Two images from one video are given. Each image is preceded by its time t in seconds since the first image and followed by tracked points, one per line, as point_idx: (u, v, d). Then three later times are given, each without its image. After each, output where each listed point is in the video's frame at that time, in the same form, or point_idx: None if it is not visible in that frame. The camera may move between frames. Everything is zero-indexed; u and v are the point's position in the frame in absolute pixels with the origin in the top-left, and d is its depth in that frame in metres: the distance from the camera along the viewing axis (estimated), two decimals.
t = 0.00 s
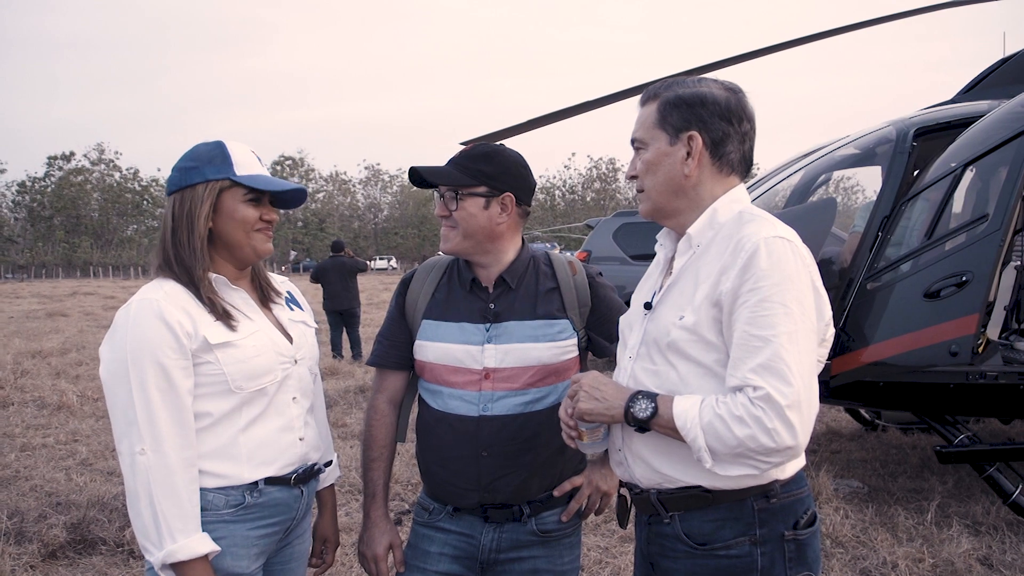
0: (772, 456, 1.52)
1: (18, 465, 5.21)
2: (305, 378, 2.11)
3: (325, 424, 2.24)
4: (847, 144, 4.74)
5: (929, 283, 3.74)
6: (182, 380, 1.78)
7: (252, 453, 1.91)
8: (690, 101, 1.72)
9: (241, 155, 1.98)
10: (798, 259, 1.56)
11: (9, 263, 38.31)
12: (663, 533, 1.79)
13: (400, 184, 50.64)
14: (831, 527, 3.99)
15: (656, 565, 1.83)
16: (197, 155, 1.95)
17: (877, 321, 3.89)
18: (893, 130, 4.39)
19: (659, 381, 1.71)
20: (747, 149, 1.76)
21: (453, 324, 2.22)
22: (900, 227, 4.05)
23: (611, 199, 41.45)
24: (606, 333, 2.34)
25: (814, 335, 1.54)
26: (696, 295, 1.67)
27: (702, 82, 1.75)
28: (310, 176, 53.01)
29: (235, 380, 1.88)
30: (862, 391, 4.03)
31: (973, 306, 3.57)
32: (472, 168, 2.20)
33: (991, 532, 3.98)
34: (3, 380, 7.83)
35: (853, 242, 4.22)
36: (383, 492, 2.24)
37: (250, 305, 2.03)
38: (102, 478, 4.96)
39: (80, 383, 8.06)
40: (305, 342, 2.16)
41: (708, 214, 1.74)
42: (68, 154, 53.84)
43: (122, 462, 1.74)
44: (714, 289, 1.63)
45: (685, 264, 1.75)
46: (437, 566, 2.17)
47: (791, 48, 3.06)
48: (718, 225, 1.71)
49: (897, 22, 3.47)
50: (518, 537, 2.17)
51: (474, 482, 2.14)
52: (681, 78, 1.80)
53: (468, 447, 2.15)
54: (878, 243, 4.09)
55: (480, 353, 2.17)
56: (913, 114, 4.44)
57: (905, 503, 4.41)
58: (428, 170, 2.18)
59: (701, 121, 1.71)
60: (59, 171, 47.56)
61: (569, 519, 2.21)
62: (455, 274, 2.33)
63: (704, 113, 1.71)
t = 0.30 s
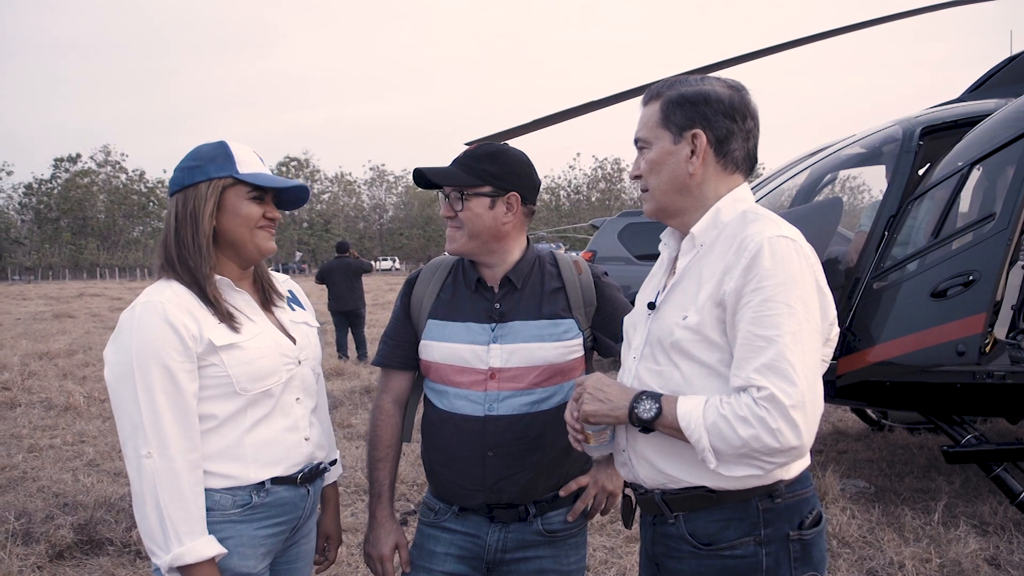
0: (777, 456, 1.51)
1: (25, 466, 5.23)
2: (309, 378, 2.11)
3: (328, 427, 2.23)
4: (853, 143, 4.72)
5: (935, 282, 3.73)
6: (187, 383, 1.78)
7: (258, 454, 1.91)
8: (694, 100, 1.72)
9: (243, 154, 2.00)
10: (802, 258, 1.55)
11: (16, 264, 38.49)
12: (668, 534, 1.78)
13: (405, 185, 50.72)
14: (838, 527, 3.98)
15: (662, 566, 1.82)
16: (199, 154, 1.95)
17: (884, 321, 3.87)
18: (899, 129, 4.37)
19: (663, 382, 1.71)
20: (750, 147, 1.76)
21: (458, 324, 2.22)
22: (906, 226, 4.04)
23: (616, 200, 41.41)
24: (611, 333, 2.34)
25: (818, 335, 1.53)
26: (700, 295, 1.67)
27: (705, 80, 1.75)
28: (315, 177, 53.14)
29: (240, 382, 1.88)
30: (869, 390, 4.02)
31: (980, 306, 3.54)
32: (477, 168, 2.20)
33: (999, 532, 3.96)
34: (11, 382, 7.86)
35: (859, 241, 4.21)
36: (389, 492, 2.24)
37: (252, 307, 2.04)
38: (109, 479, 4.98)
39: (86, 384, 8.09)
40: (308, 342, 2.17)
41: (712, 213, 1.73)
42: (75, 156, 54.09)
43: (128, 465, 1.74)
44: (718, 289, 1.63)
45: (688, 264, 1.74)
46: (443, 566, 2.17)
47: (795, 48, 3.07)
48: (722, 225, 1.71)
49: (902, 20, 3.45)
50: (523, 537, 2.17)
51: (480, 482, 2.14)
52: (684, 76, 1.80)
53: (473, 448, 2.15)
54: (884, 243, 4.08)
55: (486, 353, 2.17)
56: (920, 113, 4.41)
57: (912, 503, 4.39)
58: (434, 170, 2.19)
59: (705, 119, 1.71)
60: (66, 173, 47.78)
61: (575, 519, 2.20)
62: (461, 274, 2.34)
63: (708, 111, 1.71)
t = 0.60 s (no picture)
0: (783, 460, 1.50)
1: (33, 466, 5.25)
2: (313, 378, 2.11)
3: (333, 426, 2.23)
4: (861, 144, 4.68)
5: (944, 284, 3.70)
6: (188, 385, 1.78)
7: (262, 454, 1.91)
8: (700, 101, 1.71)
9: (248, 159, 1.99)
10: (807, 260, 1.54)
11: (26, 265, 38.72)
12: (674, 538, 1.77)
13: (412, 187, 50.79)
14: (846, 530, 3.95)
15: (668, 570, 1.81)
16: (204, 156, 1.96)
17: (893, 323, 3.85)
18: (908, 129, 4.34)
19: (668, 384, 1.70)
20: (757, 149, 1.74)
21: (465, 325, 2.21)
22: (915, 227, 4.01)
23: (623, 201, 41.34)
24: (617, 335, 2.33)
25: (825, 337, 1.52)
26: (704, 297, 1.66)
27: (711, 81, 1.74)
28: (322, 179, 53.33)
29: (244, 382, 1.88)
30: (877, 393, 4.00)
31: (990, 308, 3.50)
32: (484, 170, 2.20)
33: (1009, 536, 3.93)
34: (19, 382, 7.90)
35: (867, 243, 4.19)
36: (395, 494, 2.24)
37: (253, 307, 2.03)
38: (117, 479, 5.00)
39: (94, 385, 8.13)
40: (312, 343, 2.17)
41: (717, 215, 1.72)
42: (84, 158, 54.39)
43: (133, 469, 1.74)
44: (723, 291, 1.62)
45: (693, 265, 1.73)
46: (449, 569, 2.17)
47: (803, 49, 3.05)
48: (727, 226, 1.70)
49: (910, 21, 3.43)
50: (529, 539, 2.16)
51: (486, 484, 2.13)
52: (691, 77, 1.78)
53: (479, 450, 2.14)
54: (893, 243, 4.05)
55: (492, 355, 2.17)
56: (929, 114, 4.36)
57: (921, 506, 4.36)
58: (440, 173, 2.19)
59: (711, 120, 1.70)
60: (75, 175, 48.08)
61: (581, 522, 2.19)
62: (467, 276, 2.33)
63: (714, 112, 1.70)
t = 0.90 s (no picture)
0: (793, 461, 1.49)
1: (45, 465, 5.29)
2: (318, 376, 2.11)
3: (344, 418, 2.28)
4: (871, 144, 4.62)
5: (955, 284, 3.68)
6: (193, 383, 1.79)
7: (267, 452, 1.92)
8: (736, 97, 1.72)
9: (251, 157, 2.00)
10: (816, 259, 1.53)
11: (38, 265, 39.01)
12: (680, 538, 1.77)
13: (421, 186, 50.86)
14: (856, 531, 3.93)
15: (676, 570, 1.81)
16: (209, 157, 1.97)
17: (903, 324, 3.82)
18: (920, 128, 4.29)
19: (675, 385, 1.69)
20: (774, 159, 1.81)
21: (473, 325, 2.21)
22: (926, 227, 3.98)
23: (632, 200, 41.23)
24: (625, 334, 2.33)
25: (833, 337, 1.51)
26: (712, 296, 1.65)
27: (742, 82, 1.77)
28: (332, 179, 53.47)
29: (248, 381, 1.89)
30: (887, 393, 3.97)
31: (1001, 308, 3.50)
32: (493, 169, 2.19)
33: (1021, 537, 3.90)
34: (31, 381, 7.96)
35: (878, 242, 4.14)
36: (403, 493, 2.24)
37: (258, 306, 2.03)
38: (127, 478, 5.02)
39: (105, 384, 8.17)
40: (318, 342, 2.17)
41: (724, 214, 1.71)
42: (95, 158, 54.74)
43: (145, 467, 1.75)
44: (731, 291, 1.61)
45: (700, 265, 1.72)
46: (457, 568, 2.16)
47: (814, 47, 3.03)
48: (735, 225, 1.69)
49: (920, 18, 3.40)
50: (537, 538, 2.15)
51: (494, 483, 2.13)
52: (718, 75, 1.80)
53: (487, 448, 2.14)
54: (903, 243, 4.01)
55: (501, 354, 2.16)
56: (942, 112, 4.31)
57: (932, 507, 4.33)
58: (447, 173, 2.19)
59: (747, 118, 1.72)
60: (86, 175, 48.39)
61: (589, 521, 2.19)
62: (475, 276, 2.33)
63: (749, 112, 1.72)
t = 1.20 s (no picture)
0: (804, 462, 1.48)
1: (56, 464, 5.33)
2: (325, 376, 2.12)
3: (353, 415, 2.29)
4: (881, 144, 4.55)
5: (967, 285, 3.67)
6: (204, 380, 1.80)
7: (276, 450, 1.93)
8: (738, 97, 1.70)
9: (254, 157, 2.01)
10: (827, 259, 1.52)
11: (50, 265, 39.30)
12: (690, 539, 1.76)
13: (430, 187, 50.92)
14: (866, 533, 3.90)
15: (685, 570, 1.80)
16: (213, 158, 1.99)
17: (914, 324, 3.80)
18: (931, 127, 4.22)
19: (684, 385, 1.68)
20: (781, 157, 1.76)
21: (481, 324, 2.21)
22: (939, 228, 3.93)
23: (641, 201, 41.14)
24: (634, 333, 2.32)
25: (844, 337, 1.50)
26: (722, 297, 1.64)
27: (747, 81, 1.74)
28: (341, 179, 53.62)
29: (255, 380, 1.89)
30: (897, 395, 3.95)
31: (1014, 310, 3.52)
32: (507, 168, 2.19)
33: None
34: (42, 381, 8.01)
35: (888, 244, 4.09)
36: (411, 493, 2.24)
37: (266, 304, 2.04)
38: (137, 477, 5.05)
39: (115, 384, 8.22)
40: (325, 341, 2.18)
41: (735, 213, 1.71)
42: (107, 159, 55.12)
43: (165, 461, 1.76)
44: (741, 292, 1.60)
45: (710, 265, 1.72)
46: (465, 568, 2.16)
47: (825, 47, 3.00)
48: (745, 226, 1.68)
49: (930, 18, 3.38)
50: (545, 539, 2.15)
51: (502, 483, 2.13)
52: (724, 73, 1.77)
53: (495, 448, 2.14)
54: (915, 244, 3.96)
55: (509, 353, 2.16)
56: (954, 112, 4.25)
57: (944, 509, 4.29)
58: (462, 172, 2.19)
59: (748, 118, 1.69)
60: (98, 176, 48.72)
61: (598, 521, 2.18)
62: (484, 276, 2.33)
63: (752, 111, 1.69)
